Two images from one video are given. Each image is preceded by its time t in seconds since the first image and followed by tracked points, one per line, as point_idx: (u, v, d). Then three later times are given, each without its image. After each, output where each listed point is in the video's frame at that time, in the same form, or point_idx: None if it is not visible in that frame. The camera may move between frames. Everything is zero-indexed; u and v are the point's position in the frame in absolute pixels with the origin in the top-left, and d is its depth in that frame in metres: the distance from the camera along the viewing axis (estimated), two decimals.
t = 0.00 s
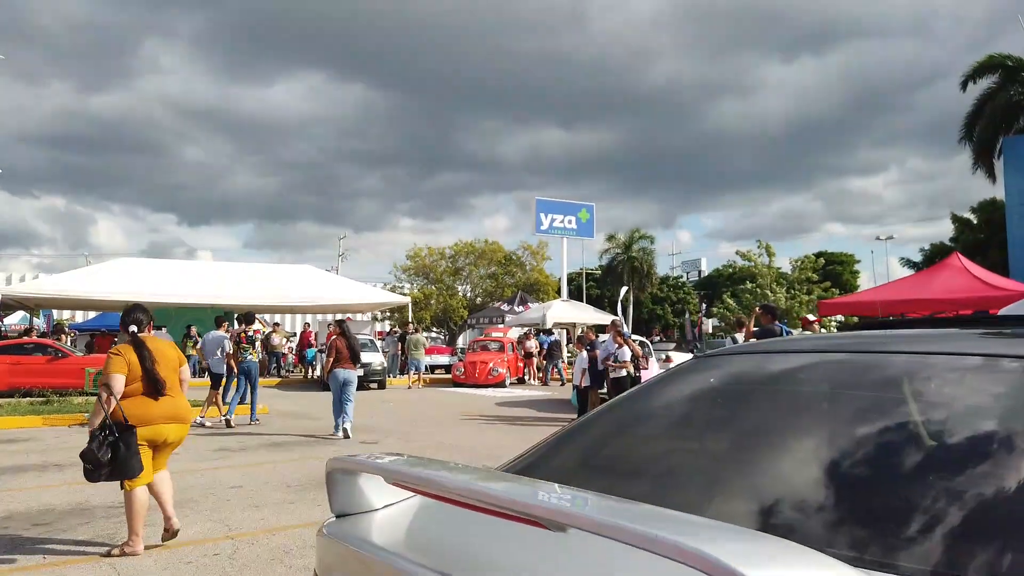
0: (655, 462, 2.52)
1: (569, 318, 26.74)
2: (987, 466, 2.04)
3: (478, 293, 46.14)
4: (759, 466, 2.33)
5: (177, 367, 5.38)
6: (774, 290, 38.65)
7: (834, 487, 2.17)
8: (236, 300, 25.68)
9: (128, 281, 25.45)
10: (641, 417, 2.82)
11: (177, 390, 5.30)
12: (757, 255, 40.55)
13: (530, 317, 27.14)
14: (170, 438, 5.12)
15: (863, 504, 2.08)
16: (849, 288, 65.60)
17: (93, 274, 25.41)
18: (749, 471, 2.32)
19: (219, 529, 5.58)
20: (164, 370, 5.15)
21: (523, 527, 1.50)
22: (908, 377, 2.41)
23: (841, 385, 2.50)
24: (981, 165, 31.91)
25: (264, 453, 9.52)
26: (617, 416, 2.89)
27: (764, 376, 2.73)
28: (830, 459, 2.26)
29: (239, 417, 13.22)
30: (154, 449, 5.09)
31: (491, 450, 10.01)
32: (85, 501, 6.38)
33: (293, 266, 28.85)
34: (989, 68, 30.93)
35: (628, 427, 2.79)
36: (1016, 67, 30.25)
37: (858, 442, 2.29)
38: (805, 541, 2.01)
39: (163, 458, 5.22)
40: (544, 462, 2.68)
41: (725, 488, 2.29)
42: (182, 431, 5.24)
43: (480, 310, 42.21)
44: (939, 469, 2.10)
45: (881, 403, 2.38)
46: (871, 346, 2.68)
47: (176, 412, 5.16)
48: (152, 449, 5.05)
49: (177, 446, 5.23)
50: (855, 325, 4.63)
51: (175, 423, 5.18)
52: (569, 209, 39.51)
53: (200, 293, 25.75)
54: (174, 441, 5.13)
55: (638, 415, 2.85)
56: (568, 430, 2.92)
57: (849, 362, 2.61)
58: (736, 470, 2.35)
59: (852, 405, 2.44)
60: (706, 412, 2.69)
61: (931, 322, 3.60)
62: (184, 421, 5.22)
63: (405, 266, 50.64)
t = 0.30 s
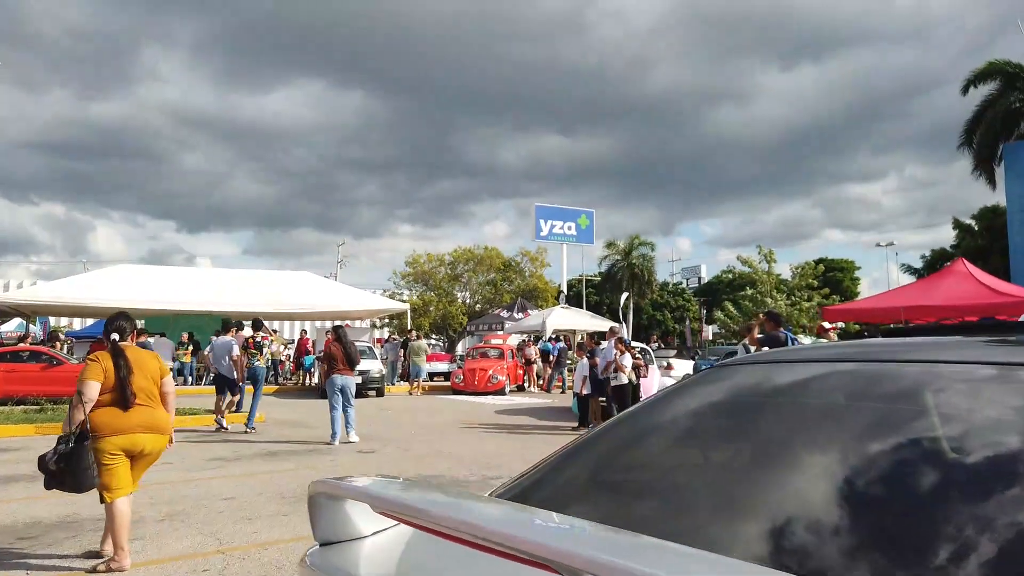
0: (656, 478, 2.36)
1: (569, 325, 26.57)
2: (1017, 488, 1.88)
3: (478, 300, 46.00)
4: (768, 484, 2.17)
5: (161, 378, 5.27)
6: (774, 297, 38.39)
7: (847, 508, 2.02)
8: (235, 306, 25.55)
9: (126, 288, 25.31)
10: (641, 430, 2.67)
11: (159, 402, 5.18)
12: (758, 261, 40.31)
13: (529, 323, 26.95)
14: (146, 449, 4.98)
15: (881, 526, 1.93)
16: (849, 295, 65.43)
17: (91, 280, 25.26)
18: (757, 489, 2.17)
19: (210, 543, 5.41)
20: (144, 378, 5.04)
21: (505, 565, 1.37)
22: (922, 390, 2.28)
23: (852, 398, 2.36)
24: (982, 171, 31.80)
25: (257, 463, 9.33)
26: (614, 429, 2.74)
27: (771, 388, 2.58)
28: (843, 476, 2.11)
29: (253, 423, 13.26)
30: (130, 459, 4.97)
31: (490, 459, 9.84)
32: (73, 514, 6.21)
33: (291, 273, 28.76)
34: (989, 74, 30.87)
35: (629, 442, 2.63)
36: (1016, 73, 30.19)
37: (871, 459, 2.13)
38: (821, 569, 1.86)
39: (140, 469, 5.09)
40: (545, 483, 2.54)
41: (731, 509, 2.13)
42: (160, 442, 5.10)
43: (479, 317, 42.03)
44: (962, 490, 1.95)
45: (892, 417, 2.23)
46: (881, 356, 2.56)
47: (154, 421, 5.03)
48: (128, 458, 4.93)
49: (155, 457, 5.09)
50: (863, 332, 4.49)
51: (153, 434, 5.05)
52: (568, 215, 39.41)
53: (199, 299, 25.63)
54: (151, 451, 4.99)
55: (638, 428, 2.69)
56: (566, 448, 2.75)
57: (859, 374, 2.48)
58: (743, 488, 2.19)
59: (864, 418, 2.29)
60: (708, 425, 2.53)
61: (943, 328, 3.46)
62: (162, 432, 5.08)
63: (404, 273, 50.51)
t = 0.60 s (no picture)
0: (655, 500, 2.21)
1: (572, 332, 26.39)
2: None
3: (480, 307, 45.83)
4: (779, 505, 2.03)
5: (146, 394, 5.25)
6: (778, 305, 38.12)
7: (864, 533, 1.89)
8: (236, 313, 25.44)
9: (127, 295, 25.22)
10: (639, 449, 2.52)
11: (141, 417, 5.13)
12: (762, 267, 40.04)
13: (532, 330, 26.79)
14: (124, 462, 4.92)
15: (899, 555, 1.80)
16: (853, 301, 65.18)
17: (92, 287, 25.17)
18: (766, 511, 2.03)
19: (202, 558, 5.26)
20: (129, 391, 5.01)
21: None
22: (940, 407, 2.17)
23: (863, 418, 2.23)
24: (988, 176, 31.62)
25: (255, 473, 9.18)
26: (613, 446, 2.63)
27: (777, 405, 2.45)
28: (857, 500, 1.98)
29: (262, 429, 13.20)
30: (108, 472, 4.91)
31: (493, 469, 9.67)
32: (64, 528, 6.08)
33: (293, 280, 28.68)
34: (994, 80, 30.72)
35: (623, 462, 2.46)
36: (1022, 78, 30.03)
37: (886, 482, 2.02)
38: None
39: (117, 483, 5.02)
40: (533, 509, 2.33)
41: (740, 531, 1.99)
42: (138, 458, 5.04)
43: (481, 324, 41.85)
44: (983, 516, 1.83)
45: (906, 436, 2.13)
46: (890, 374, 2.43)
47: (135, 436, 4.98)
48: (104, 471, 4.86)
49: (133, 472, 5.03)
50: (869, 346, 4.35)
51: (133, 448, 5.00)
52: (571, 222, 39.26)
53: (201, 306, 25.54)
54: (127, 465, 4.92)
55: (634, 447, 2.54)
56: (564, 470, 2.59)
57: (869, 392, 2.35)
58: (750, 510, 2.06)
59: (880, 436, 2.16)
60: (709, 444, 2.40)
61: (953, 341, 3.34)
62: (141, 447, 5.02)
63: (405, 280, 50.33)
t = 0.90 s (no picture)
0: (661, 509, 2.18)
1: (576, 339, 26.35)
2: None
3: (484, 314, 45.81)
4: (787, 514, 2.01)
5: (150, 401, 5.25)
6: (781, 311, 37.89)
7: (875, 545, 1.86)
8: (241, 320, 25.47)
9: (131, 302, 25.26)
10: (643, 460, 2.48)
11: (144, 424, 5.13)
12: (766, 273, 39.89)
13: (535, 337, 26.74)
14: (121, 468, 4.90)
15: (911, 566, 1.77)
16: (856, 307, 65.02)
17: (96, 294, 25.17)
18: (774, 523, 2.00)
19: (204, 566, 5.23)
20: (130, 396, 5.01)
21: None
22: (949, 414, 2.14)
23: (868, 424, 2.22)
24: (990, 182, 31.58)
25: (258, 480, 9.15)
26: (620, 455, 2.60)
27: (784, 412, 2.43)
28: (867, 511, 1.95)
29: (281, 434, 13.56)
30: (104, 478, 4.87)
31: (497, 476, 9.63)
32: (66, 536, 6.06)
33: (297, 287, 28.72)
34: (997, 86, 30.69)
35: (627, 473, 2.43)
36: None
37: (896, 491, 1.99)
38: None
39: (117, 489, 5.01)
40: (539, 518, 2.30)
41: (749, 542, 1.96)
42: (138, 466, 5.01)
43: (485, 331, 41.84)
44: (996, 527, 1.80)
45: (917, 443, 2.09)
46: (898, 380, 2.40)
47: (133, 442, 4.96)
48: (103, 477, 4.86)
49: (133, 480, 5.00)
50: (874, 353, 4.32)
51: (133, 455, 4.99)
52: (574, 228, 39.27)
53: (205, 313, 25.58)
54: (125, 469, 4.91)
55: (638, 457, 2.51)
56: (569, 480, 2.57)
57: (874, 399, 2.33)
58: (758, 521, 2.03)
59: (889, 444, 2.13)
60: (715, 452, 2.38)
61: (959, 347, 3.30)
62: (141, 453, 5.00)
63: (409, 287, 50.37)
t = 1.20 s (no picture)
0: (672, 520, 2.16)
1: (580, 346, 26.30)
2: None
3: (488, 321, 45.78)
4: (798, 525, 1.99)
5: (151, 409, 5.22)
6: (787, 319, 37.75)
7: (886, 556, 1.84)
8: (245, 327, 25.49)
9: (136, 308, 25.31)
10: (654, 470, 2.46)
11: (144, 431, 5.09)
12: (771, 280, 39.76)
13: (540, 344, 26.69)
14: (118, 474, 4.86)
15: None
16: (860, 315, 64.88)
17: (103, 301, 25.21)
18: (784, 534, 1.98)
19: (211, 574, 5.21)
20: (124, 404, 5.02)
21: None
22: (959, 424, 2.12)
23: (878, 435, 2.20)
24: (995, 189, 31.51)
25: (263, 488, 9.13)
26: (629, 466, 2.59)
27: (793, 422, 2.42)
28: (877, 521, 1.93)
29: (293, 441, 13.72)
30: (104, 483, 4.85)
31: (503, 484, 9.60)
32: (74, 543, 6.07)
33: (301, 294, 28.75)
34: (1001, 92, 30.68)
35: (638, 485, 2.41)
36: None
37: (906, 503, 1.97)
38: None
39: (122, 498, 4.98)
40: (552, 529, 2.28)
41: (760, 553, 1.94)
42: (138, 472, 4.94)
43: (489, 339, 41.83)
44: (1012, 541, 1.78)
45: (928, 455, 2.07)
46: (907, 389, 2.39)
47: (128, 448, 4.92)
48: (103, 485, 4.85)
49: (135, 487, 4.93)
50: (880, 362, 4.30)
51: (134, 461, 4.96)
52: (578, 236, 39.27)
53: (209, 320, 25.62)
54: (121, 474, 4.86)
55: (649, 468, 2.49)
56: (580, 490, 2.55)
57: (884, 408, 2.31)
58: (768, 532, 2.02)
59: (899, 455, 2.11)
60: (726, 463, 2.36)
61: (968, 356, 3.28)
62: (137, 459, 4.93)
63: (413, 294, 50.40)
